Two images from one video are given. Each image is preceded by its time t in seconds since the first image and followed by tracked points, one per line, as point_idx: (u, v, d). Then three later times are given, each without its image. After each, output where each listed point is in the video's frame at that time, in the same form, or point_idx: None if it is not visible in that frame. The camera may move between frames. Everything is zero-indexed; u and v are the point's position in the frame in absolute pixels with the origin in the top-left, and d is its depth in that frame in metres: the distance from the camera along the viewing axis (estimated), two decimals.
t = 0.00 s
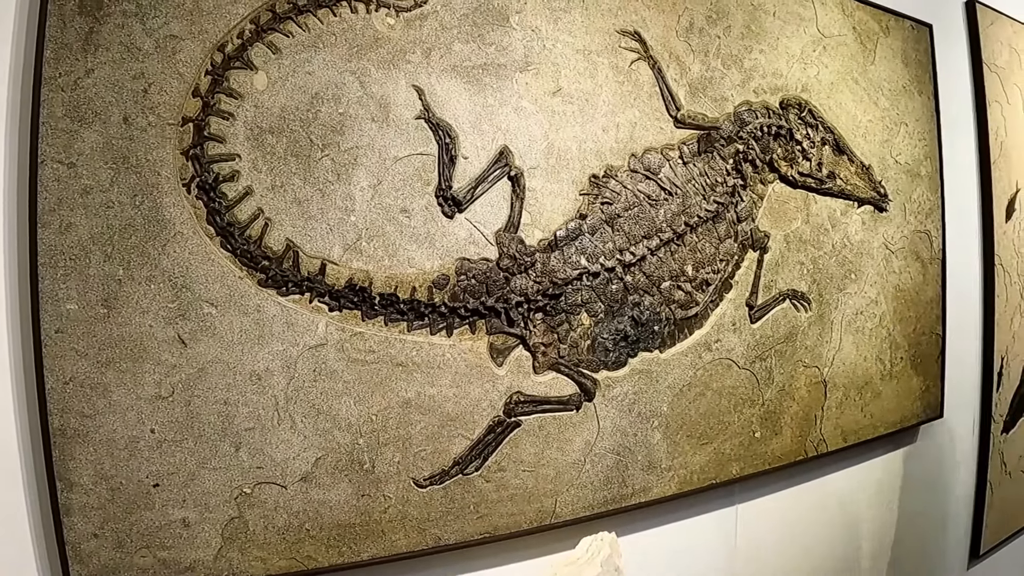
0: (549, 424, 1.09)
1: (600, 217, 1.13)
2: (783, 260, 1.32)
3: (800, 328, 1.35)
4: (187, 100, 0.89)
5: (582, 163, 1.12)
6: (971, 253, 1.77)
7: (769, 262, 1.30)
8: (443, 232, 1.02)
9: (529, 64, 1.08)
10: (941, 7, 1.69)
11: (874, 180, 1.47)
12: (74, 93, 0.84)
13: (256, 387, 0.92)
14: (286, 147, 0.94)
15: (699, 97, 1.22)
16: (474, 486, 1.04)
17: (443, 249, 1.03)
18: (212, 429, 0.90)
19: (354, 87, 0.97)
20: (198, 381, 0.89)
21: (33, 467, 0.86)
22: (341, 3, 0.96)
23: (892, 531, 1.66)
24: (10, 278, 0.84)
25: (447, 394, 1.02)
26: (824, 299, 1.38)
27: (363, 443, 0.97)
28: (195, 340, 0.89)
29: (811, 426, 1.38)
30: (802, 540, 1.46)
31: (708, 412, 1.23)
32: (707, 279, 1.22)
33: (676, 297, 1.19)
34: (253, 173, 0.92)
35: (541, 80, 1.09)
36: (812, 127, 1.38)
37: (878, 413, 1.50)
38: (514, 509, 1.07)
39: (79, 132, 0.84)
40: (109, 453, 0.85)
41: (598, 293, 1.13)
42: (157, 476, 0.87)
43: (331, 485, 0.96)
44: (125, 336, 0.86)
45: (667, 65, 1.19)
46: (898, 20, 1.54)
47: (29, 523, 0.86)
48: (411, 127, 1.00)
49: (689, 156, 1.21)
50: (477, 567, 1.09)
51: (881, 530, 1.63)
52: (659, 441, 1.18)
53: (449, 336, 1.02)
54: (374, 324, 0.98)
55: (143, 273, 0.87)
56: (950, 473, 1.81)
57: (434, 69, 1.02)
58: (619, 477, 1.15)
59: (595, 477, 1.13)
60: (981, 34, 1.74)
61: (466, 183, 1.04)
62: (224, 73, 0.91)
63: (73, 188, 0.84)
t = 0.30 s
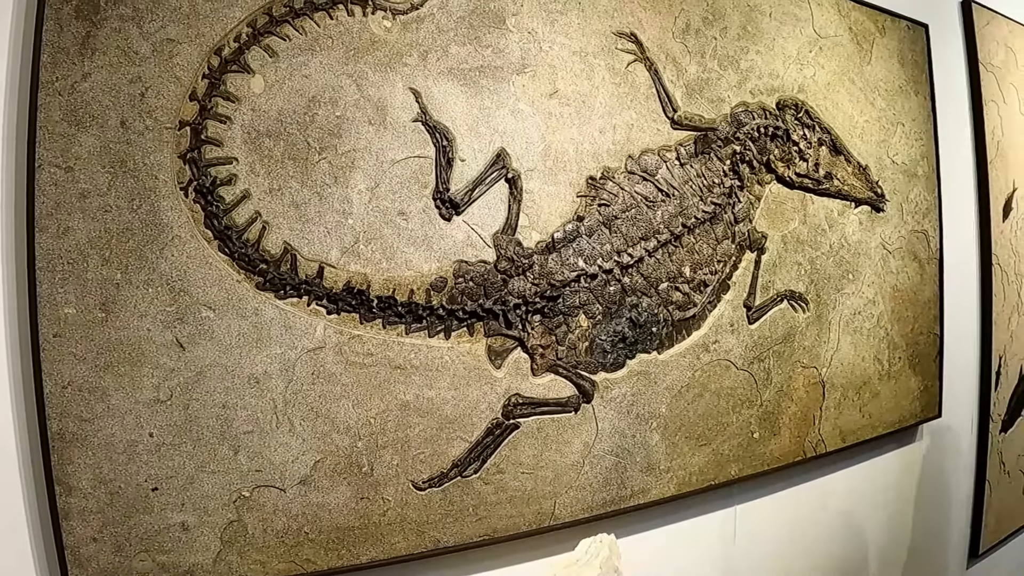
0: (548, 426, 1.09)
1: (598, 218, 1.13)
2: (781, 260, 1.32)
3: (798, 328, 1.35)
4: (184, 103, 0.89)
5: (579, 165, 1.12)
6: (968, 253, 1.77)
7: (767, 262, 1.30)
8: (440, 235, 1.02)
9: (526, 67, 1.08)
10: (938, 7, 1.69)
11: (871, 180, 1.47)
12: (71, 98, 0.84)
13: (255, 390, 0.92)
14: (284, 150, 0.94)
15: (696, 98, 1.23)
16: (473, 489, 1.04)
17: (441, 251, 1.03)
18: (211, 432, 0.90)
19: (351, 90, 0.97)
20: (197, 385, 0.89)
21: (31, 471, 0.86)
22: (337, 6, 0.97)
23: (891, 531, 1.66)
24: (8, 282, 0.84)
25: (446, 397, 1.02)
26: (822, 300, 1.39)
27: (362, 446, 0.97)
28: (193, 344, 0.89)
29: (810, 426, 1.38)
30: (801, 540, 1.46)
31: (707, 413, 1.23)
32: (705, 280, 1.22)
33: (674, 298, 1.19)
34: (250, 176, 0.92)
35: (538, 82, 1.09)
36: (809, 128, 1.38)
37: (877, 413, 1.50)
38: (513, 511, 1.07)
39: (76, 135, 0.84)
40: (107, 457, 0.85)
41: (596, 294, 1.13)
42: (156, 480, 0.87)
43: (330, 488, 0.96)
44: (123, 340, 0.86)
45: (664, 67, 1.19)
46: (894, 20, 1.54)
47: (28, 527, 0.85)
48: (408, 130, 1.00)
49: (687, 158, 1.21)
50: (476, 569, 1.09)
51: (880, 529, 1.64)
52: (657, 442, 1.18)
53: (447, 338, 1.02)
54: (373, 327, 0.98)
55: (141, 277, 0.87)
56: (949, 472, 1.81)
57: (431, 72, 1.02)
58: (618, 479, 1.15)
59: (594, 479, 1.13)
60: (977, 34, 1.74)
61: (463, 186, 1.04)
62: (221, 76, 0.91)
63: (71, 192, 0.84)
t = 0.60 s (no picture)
0: (546, 427, 1.09)
1: (595, 219, 1.13)
2: (779, 260, 1.32)
3: (796, 328, 1.35)
4: (182, 104, 0.89)
5: (577, 165, 1.12)
6: (966, 252, 1.77)
7: (765, 262, 1.30)
8: (438, 235, 1.02)
9: (524, 67, 1.08)
10: (935, 6, 1.69)
11: (869, 180, 1.48)
12: (68, 98, 0.84)
13: (253, 391, 0.92)
14: (281, 151, 0.94)
15: (693, 98, 1.23)
16: (471, 490, 1.03)
17: (439, 252, 1.02)
18: (209, 433, 0.90)
19: (348, 91, 0.97)
20: (194, 386, 0.89)
21: (28, 473, 0.86)
22: (335, 6, 0.96)
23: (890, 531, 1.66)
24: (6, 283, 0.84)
25: (444, 397, 1.02)
26: (820, 299, 1.39)
27: (360, 447, 0.97)
28: (191, 345, 0.89)
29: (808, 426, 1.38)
30: (801, 540, 1.46)
31: (706, 413, 1.23)
32: (703, 280, 1.22)
33: (672, 298, 1.19)
34: (248, 177, 0.92)
35: (535, 82, 1.09)
36: (806, 128, 1.38)
37: (875, 413, 1.50)
38: (512, 511, 1.06)
39: (73, 136, 0.84)
40: (105, 459, 0.85)
41: (594, 295, 1.13)
42: (154, 481, 0.87)
43: (328, 490, 0.96)
44: (121, 341, 0.86)
45: (661, 67, 1.19)
46: (891, 20, 1.55)
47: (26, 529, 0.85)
48: (406, 130, 1.00)
49: (684, 157, 1.21)
50: (475, 570, 1.09)
51: (881, 529, 1.64)
52: (656, 442, 1.18)
53: (445, 339, 1.02)
54: (370, 328, 0.98)
55: (139, 278, 0.87)
56: (948, 471, 1.81)
57: (429, 72, 1.02)
58: (617, 479, 1.15)
59: (593, 479, 1.12)
60: (975, 34, 1.75)
61: (461, 186, 1.04)
62: (219, 77, 0.91)
63: (68, 193, 0.84)
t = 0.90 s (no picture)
0: (545, 426, 1.09)
1: (594, 218, 1.13)
2: (777, 260, 1.32)
3: (794, 328, 1.35)
4: (180, 103, 0.89)
5: (575, 164, 1.12)
6: (964, 252, 1.78)
7: (763, 262, 1.30)
8: (437, 235, 1.02)
9: (522, 66, 1.09)
10: (932, 6, 1.70)
11: (867, 179, 1.48)
12: (66, 98, 0.84)
13: (251, 391, 0.92)
14: (280, 150, 0.94)
15: (691, 98, 1.23)
16: (470, 489, 1.04)
17: (437, 251, 1.03)
18: (207, 433, 0.90)
19: (346, 90, 0.97)
20: (193, 386, 0.89)
21: (27, 474, 0.85)
22: (333, 6, 0.97)
23: (889, 530, 1.67)
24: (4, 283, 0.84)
25: (442, 397, 1.02)
26: (818, 299, 1.39)
27: (359, 447, 0.97)
28: (189, 344, 0.89)
29: (807, 425, 1.38)
30: (800, 539, 1.46)
31: (704, 412, 1.23)
32: (701, 280, 1.22)
33: (670, 297, 1.19)
34: (246, 176, 0.92)
35: (533, 82, 1.09)
36: (804, 127, 1.39)
37: (873, 412, 1.50)
38: (511, 511, 1.07)
39: (71, 136, 0.84)
40: (104, 458, 0.85)
41: (592, 294, 1.13)
42: (152, 481, 0.87)
43: (327, 489, 0.96)
44: (119, 340, 0.86)
45: (659, 67, 1.19)
46: (889, 19, 1.55)
47: (24, 529, 0.85)
48: (404, 130, 1.00)
49: (682, 157, 1.21)
50: (474, 570, 1.09)
51: (881, 528, 1.64)
52: (654, 441, 1.18)
53: (443, 338, 1.02)
54: (369, 327, 0.98)
55: (137, 278, 0.87)
56: (946, 471, 1.81)
57: (427, 72, 1.02)
58: (615, 478, 1.15)
59: (591, 479, 1.13)
60: (972, 33, 1.75)
61: (459, 185, 1.04)
62: (217, 76, 0.91)
63: (66, 193, 0.84)
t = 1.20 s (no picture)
0: (544, 427, 1.09)
1: (593, 219, 1.13)
2: (776, 261, 1.33)
3: (794, 329, 1.36)
4: (180, 104, 0.89)
5: (575, 165, 1.12)
6: (962, 253, 1.78)
7: (762, 263, 1.30)
8: (437, 235, 1.03)
9: (522, 67, 1.09)
10: (932, 7, 1.70)
11: (866, 180, 1.48)
12: (66, 99, 0.84)
13: (251, 392, 0.92)
14: (280, 151, 0.94)
15: (691, 99, 1.23)
16: (470, 490, 1.04)
17: (437, 252, 1.03)
18: (207, 434, 0.90)
19: (347, 91, 0.97)
20: (193, 387, 0.89)
21: (26, 474, 0.85)
22: (333, 6, 0.97)
23: (889, 530, 1.67)
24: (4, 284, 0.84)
25: (442, 397, 1.02)
26: (817, 300, 1.39)
27: (359, 448, 0.97)
28: (190, 345, 0.89)
29: (806, 426, 1.38)
30: (800, 540, 1.46)
31: (703, 413, 1.23)
32: (700, 281, 1.22)
33: (669, 299, 1.19)
34: (246, 177, 0.92)
35: (533, 82, 1.09)
36: (803, 129, 1.39)
37: (872, 412, 1.51)
38: (511, 511, 1.07)
39: (71, 137, 0.84)
40: (104, 459, 0.85)
41: (592, 295, 1.13)
42: (153, 482, 0.87)
43: (327, 490, 0.96)
44: (119, 341, 0.86)
45: (659, 68, 1.19)
46: (888, 21, 1.55)
47: (24, 530, 0.85)
48: (404, 130, 1.01)
49: (682, 158, 1.22)
50: (473, 570, 1.09)
51: (881, 529, 1.65)
52: (654, 442, 1.18)
53: (443, 339, 1.02)
54: (369, 328, 0.98)
55: (137, 278, 0.87)
56: (945, 472, 1.82)
57: (427, 73, 1.02)
58: (615, 479, 1.15)
59: (591, 479, 1.13)
60: (971, 34, 1.75)
61: (459, 186, 1.04)
62: (217, 77, 0.91)
63: (66, 194, 0.84)
